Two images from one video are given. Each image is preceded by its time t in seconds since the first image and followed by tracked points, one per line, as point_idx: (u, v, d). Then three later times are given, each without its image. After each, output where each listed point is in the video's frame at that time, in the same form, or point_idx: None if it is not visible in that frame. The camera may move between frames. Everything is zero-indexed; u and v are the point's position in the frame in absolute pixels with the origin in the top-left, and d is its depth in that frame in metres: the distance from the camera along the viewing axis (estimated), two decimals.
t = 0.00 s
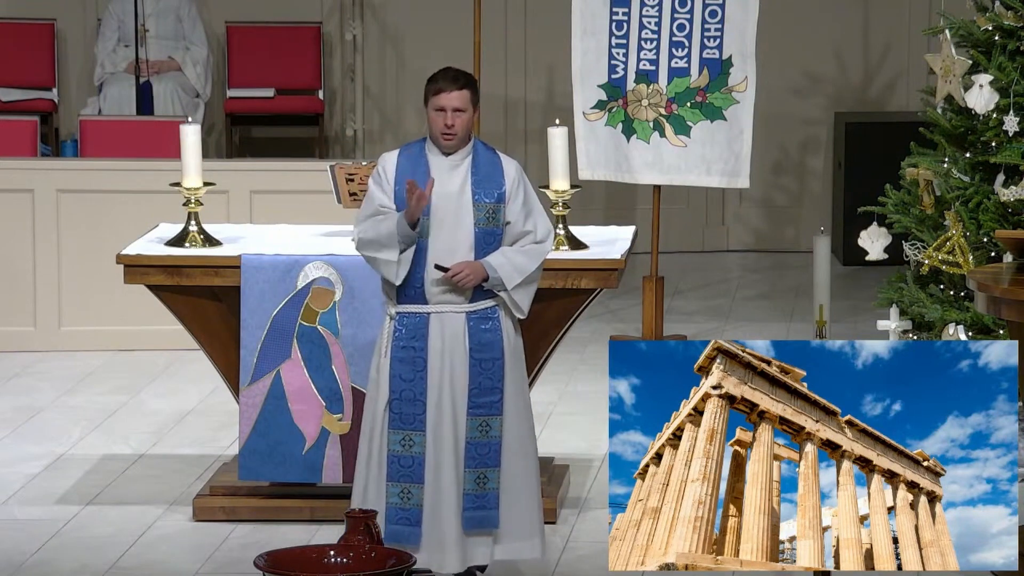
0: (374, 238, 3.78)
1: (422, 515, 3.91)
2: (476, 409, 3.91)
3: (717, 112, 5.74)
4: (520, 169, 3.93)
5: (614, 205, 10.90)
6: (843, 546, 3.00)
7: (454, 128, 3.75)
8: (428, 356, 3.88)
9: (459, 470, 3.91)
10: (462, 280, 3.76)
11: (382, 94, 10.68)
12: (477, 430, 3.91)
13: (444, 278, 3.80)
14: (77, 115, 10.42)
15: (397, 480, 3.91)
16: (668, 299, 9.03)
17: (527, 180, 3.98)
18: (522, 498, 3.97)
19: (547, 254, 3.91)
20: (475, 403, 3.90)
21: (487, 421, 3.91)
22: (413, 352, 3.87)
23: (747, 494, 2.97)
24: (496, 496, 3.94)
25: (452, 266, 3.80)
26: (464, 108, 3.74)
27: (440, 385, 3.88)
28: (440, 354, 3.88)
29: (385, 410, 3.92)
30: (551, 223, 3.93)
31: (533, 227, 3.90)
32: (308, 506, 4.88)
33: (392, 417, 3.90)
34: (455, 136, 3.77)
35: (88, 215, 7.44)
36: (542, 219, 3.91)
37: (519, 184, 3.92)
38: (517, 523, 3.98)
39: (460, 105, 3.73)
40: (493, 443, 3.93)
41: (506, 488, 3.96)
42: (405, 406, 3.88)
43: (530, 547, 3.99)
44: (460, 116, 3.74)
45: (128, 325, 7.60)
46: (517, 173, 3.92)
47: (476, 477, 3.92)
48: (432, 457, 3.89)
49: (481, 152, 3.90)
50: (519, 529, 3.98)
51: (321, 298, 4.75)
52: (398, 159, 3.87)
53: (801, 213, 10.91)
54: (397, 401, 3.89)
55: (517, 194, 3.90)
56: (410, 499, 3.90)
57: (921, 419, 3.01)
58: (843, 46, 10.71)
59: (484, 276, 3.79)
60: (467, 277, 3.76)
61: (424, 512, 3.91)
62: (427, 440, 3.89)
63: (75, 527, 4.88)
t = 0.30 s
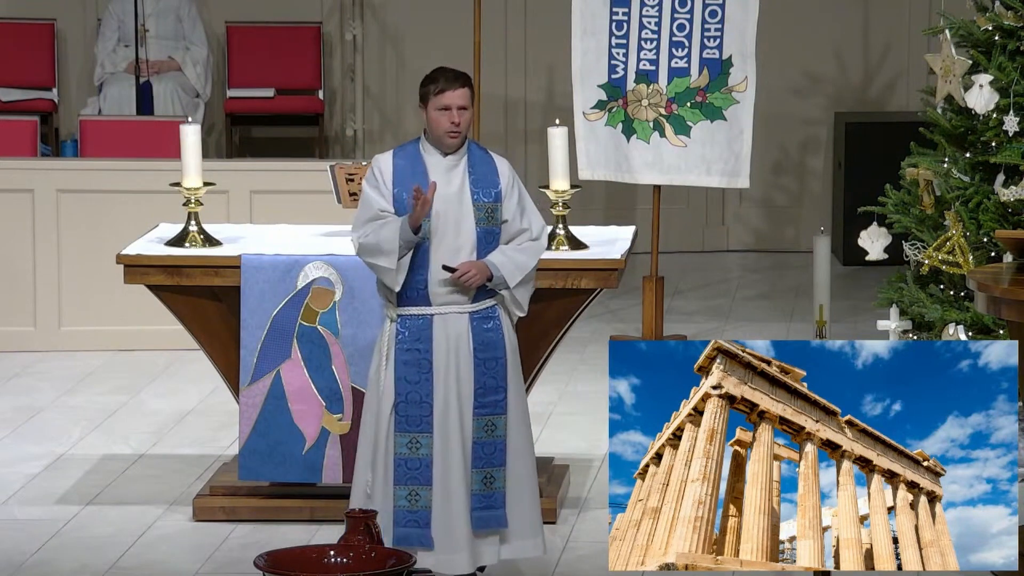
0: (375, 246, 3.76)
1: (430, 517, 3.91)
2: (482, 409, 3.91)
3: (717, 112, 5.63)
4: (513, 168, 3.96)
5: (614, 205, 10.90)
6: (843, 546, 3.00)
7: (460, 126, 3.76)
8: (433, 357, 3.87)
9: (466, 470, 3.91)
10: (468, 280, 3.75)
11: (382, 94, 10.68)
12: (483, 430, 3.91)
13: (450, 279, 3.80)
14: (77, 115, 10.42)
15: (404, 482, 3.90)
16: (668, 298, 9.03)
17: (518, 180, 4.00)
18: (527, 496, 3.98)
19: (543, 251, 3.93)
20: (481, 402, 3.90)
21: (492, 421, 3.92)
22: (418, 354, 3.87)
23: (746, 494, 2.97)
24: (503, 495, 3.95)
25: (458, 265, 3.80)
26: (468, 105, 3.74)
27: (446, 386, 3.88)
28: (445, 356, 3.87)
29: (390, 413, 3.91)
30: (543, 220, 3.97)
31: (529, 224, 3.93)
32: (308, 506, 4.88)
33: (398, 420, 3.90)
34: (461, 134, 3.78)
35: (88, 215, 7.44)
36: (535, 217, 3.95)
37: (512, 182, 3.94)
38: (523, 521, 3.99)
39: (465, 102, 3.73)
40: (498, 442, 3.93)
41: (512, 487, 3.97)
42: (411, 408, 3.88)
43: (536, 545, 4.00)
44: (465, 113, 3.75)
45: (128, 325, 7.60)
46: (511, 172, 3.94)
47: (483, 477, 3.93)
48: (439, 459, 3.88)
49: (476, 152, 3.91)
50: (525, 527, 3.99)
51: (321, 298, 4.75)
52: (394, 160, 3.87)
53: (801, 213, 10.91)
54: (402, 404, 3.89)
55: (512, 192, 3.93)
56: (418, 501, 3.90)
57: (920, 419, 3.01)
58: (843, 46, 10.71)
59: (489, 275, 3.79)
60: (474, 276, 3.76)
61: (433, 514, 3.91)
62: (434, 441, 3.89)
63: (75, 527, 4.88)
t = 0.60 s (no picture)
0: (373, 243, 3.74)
1: (429, 518, 3.91)
2: (478, 410, 3.91)
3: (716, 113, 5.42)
4: (503, 168, 3.98)
5: (614, 205, 10.90)
6: (843, 546, 2.99)
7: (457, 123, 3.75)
8: (432, 358, 3.87)
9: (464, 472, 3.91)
10: (469, 280, 3.75)
11: (382, 94, 10.68)
12: (480, 432, 3.92)
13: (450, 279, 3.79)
14: (77, 115, 10.42)
15: (402, 483, 3.90)
16: (667, 298, 9.03)
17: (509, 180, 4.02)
18: (521, 495, 4.00)
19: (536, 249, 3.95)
20: (477, 403, 3.91)
21: (488, 422, 3.92)
22: (415, 355, 3.86)
23: (747, 494, 2.97)
24: (498, 496, 3.97)
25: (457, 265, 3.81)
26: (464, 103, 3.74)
27: (443, 387, 3.88)
28: (443, 356, 3.87)
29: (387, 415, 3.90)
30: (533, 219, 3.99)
31: (521, 223, 3.95)
32: (308, 506, 4.88)
33: (396, 421, 3.89)
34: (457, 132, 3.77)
35: (88, 214, 7.44)
36: (526, 216, 3.98)
37: (503, 182, 3.96)
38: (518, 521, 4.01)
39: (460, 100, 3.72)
40: (494, 443, 3.94)
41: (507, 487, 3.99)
42: (410, 409, 3.88)
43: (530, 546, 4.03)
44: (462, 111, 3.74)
45: (128, 325, 7.60)
46: (503, 172, 3.97)
47: (480, 478, 3.93)
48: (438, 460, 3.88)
49: (467, 153, 3.92)
50: (520, 526, 4.01)
51: (321, 298, 4.75)
52: (387, 160, 3.87)
53: (801, 213, 10.92)
54: (401, 405, 3.88)
55: (503, 191, 3.95)
56: (417, 501, 3.91)
57: (921, 419, 3.01)
58: (843, 46, 10.71)
59: (487, 274, 3.80)
60: (474, 276, 3.76)
61: (432, 515, 3.91)
62: (432, 442, 3.89)
63: (75, 527, 4.88)
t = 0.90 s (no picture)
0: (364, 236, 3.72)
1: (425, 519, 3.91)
2: (473, 410, 3.92)
3: (717, 112, 5.42)
4: (495, 168, 3.99)
5: (614, 205, 10.90)
6: (843, 546, 2.99)
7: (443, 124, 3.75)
8: (425, 359, 3.88)
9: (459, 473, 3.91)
10: (462, 282, 3.78)
11: (382, 94, 10.68)
12: (474, 432, 3.93)
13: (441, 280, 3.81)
14: (77, 115, 10.42)
15: (396, 485, 3.90)
16: (667, 298, 9.03)
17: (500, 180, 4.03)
18: (513, 497, 4.01)
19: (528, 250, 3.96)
20: (472, 404, 3.92)
21: (482, 422, 3.93)
22: (409, 356, 3.87)
23: (747, 494, 2.97)
24: (493, 497, 3.98)
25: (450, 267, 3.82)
26: (452, 104, 3.74)
27: (438, 387, 3.88)
28: (437, 357, 3.88)
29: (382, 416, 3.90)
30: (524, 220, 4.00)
31: (513, 225, 3.95)
32: (308, 506, 4.89)
33: (390, 422, 3.89)
34: (443, 132, 3.77)
35: (88, 214, 7.44)
36: (517, 218, 3.98)
37: (495, 183, 3.97)
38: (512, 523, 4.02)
39: (447, 102, 3.72)
40: (488, 443, 3.96)
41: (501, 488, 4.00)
42: (405, 410, 3.88)
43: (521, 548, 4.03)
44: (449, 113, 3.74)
45: (128, 325, 7.60)
46: (495, 172, 3.97)
47: (475, 479, 3.94)
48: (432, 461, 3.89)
49: (459, 153, 3.93)
50: (513, 528, 4.02)
51: (321, 298, 4.76)
52: (378, 160, 3.87)
53: (801, 213, 10.92)
54: (396, 406, 3.88)
55: (496, 191, 3.95)
56: (412, 503, 3.90)
57: (921, 419, 3.01)
58: (843, 46, 10.72)
59: (479, 275, 3.82)
60: (467, 278, 3.79)
61: (428, 516, 3.91)
62: (426, 443, 3.89)
63: (75, 527, 4.88)
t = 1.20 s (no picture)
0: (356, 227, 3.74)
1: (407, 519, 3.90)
2: (463, 410, 3.92)
3: (717, 112, 5.42)
4: (493, 165, 3.97)
5: (614, 205, 10.90)
6: (843, 546, 2.99)
7: (414, 116, 3.76)
8: (412, 357, 3.88)
9: (447, 473, 3.91)
10: (446, 282, 3.77)
11: (382, 94, 10.68)
12: (464, 432, 3.92)
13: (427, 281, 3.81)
14: (77, 115, 10.42)
15: (381, 484, 3.89)
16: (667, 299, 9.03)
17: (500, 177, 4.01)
18: (506, 497, 3.99)
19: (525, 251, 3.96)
20: (461, 404, 3.91)
21: (473, 422, 3.93)
22: (396, 354, 3.88)
23: (747, 494, 2.97)
24: (484, 498, 3.96)
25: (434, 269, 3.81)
26: (429, 101, 3.74)
27: (426, 387, 3.89)
28: (425, 356, 3.88)
29: (367, 415, 3.91)
30: (523, 219, 3.99)
31: (510, 224, 3.95)
32: (308, 506, 4.89)
33: (376, 421, 3.89)
34: (417, 126, 3.77)
35: (88, 214, 7.44)
36: (516, 216, 3.97)
37: (492, 181, 3.95)
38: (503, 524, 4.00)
39: (423, 95, 3.73)
40: (479, 444, 3.95)
41: (493, 489, 3.99)
42: (389, 409, 3.88)
43: (517, 549, 4.02)
44: (425, 107, 3.75)
45: (128, 325, 7.60)
46: (491, 170, 3.96)
47: (464, 480, 3.93)
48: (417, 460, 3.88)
49: (454, 151, 3.91)
50: (506, 529, 4.01)
51: (321, 298, 4.76)
52: (372, 158, 3.86)
53: (801, 213, 10.92)
54: (381, 404, 3.89)
55: (492, 189, 3.94)
56: (395, 503, 3.89)
57: (921, 419, 3.01)
58: (843, 46, 10.71)
59: (467, 278, 3.82)
60: (451, 279, 3.78)
61: (409, 516, 3.90)
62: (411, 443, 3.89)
63: (75, 527, 4.88)
